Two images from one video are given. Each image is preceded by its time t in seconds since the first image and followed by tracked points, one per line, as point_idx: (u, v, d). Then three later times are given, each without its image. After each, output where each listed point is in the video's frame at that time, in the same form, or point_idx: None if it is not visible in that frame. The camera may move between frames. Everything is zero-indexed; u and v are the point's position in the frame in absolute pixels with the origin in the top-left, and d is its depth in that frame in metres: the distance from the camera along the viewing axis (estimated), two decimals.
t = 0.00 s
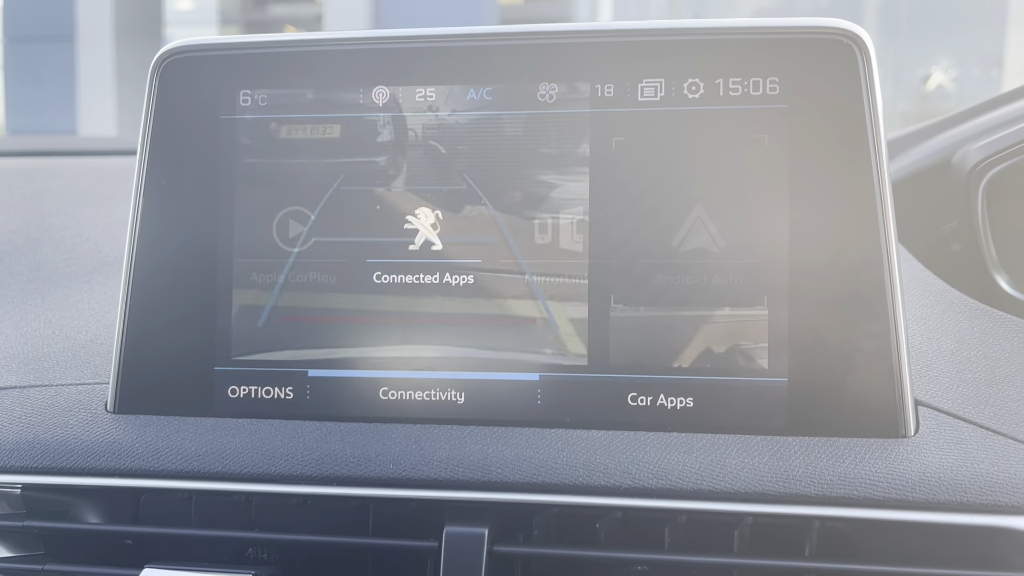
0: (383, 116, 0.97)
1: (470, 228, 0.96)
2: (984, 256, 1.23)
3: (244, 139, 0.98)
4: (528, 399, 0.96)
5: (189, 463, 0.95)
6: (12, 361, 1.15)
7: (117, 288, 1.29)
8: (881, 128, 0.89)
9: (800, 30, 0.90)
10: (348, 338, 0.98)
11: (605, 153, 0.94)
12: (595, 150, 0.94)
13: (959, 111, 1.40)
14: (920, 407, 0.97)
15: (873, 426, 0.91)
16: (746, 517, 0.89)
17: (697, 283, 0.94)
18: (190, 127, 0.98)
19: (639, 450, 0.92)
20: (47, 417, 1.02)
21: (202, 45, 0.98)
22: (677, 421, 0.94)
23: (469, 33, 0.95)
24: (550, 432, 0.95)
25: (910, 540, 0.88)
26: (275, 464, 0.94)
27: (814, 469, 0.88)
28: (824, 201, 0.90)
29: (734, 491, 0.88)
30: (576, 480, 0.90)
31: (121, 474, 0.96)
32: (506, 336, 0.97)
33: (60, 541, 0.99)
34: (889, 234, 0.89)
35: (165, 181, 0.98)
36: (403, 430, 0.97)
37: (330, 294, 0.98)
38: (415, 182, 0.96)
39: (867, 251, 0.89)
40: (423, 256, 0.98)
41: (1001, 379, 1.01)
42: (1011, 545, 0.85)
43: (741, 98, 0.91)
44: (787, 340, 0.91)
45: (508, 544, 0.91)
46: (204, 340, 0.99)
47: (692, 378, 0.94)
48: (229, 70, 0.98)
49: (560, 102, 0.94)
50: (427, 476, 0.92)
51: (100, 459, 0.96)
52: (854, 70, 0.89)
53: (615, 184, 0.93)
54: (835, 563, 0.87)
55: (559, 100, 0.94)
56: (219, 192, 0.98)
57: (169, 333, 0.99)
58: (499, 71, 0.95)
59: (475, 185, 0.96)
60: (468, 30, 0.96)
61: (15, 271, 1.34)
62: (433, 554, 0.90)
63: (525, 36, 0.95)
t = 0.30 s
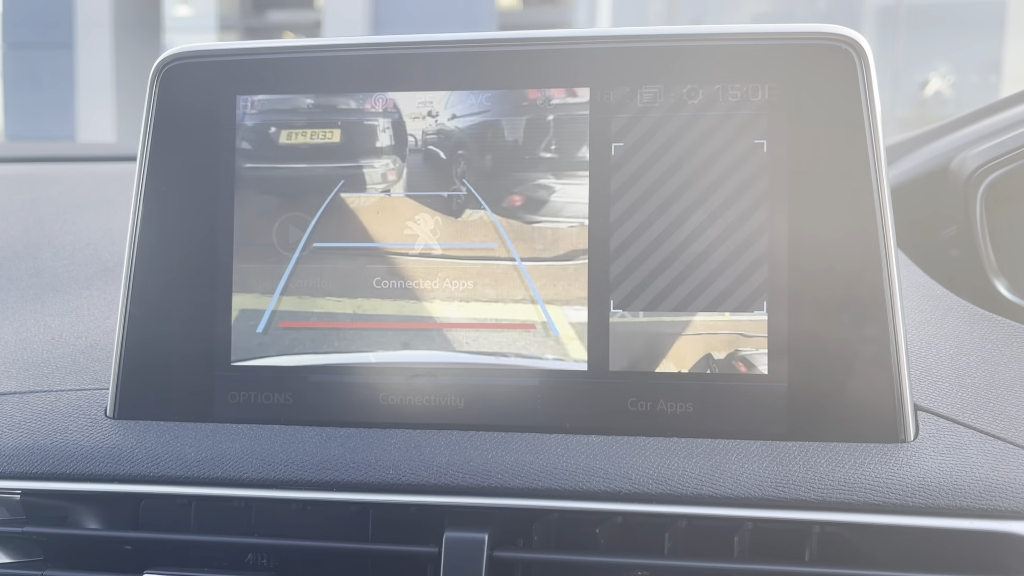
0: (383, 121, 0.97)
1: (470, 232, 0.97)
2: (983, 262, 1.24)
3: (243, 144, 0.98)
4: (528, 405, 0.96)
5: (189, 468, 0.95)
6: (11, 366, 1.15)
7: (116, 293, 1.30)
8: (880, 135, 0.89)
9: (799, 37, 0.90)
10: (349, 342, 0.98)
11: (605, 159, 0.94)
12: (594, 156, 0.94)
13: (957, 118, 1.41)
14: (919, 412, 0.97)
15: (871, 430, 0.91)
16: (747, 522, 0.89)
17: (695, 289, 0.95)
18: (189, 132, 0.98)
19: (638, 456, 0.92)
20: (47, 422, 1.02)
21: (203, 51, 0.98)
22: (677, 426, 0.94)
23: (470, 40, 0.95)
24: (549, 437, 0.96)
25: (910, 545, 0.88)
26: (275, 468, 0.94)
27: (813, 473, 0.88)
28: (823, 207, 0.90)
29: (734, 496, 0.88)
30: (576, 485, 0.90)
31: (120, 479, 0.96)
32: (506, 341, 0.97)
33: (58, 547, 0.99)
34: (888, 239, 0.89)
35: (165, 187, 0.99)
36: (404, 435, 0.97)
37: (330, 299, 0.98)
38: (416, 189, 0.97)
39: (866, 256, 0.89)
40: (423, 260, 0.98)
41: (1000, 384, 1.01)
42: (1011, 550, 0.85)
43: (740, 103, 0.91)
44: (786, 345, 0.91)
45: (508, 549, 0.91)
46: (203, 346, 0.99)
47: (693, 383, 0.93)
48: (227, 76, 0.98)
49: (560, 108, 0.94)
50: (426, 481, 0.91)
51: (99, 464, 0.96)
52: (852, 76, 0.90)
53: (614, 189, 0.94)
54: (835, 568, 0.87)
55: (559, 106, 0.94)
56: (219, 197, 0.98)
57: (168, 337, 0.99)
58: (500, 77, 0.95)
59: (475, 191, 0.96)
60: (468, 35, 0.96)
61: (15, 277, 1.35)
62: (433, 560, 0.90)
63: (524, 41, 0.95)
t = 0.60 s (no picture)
0: (383, 127, 0.98)
1: (470, 239, 0.98)
2: (980, 268, 1.24)
3: (244, 151, 0.98)
4: (527, 410, 0.96)
5: (189, 474, 0.95)
6: (11, 372, 1.15)
7: (115, 298, 1.30)
8: (877, 141, 0.89)
9: (797, 44, 0.90)
10: (348, 349, 0.98)
11: (605, 166, 0.94)
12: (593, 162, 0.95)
13: (955, 124, 1.41)
14: (918, 418, 0.97)
15: (871, 436, 0.91)
16: (746, 528, 0.89)
17: (693, 295, 0.95)
18: (190, 139, 0.98)
19: (638, 461, 0.92)
20: (47, 429, 1.02)
21: (202, 58, 0.98)
22: (678, 432, 0.93)
23: (471, 46, 0.95)
24: (549, 443, 0.96)
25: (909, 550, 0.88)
26: (275, 474, 0.94)
27: (812, 479, 0.89)
28: (822, 213, 0.90)
29: (733, 502, 0.88)
30: (576, 491, 0.90)
31: (120, 485, 0.96)
32: (506, 346, 0.97)
33: (58, 553, 0.99)
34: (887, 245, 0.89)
35: (165, 194, 0.99)
36: (403, 441, 0.97)
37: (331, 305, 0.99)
38: (415, 195, 0.98)
39: (865, 261, 0.89)
40: (423, 267, 0.99)
41: (999, 390, 1.02)
42: (1010, 556, 0.85)
43: (739, 110, 0.91)
44: (785, 350, 0.90)
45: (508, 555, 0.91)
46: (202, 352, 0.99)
47: (693, 388, 0.93)
48: (227, 83, 0.98)
49: (560, 114, 0.94)
50: (427, 487, 0.92)
51: (99, 470, 0.96)
52: (850, 82, 0.89)
53: (614, 196, 0.94)
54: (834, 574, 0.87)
55: (559, 111, 0.94)
56: (219, 203, 0.98)
57: (167, 343, 0.99)
58: (499, 84, 0.95)
59: (475, 197, 0.97)
60: (469, 42, 0.95)
61: (15, 283, 1.35)
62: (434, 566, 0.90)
63: (524, 48, 0.94)
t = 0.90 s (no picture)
0: (384, 133, 0.98)
1: (471, 244, 0.98)
2: (980, 273, 1.24)
3: (244, 157, 0.98)
4: (528, 416, 0.96)
5: (189, 480, 0.95)
6: (11, 378, 1.15)
7: (116, 305, 1.30)
8: (876, 148, 0.89)
9: (797, 51, 0.90)
10: (348, 355, 0.98)
11: (605, 173, 0.95)
12: (593, 169, 0.95)
13: (955, 130, 1.41)
14: (918, 424, 0.97)
15: (871, 442, 0.91)
16: (746, 533, 0.89)
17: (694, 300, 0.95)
18: (191, 146, 0.98)
19: (638, 467, 0.92)
20: (47, 434, 1.02)
21: (204, 65, 0.98)
22: (678, 437, 0.94)
23: (471, 53, 0.95)
24: (549, 448, 0.96)
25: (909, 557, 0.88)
26: (275, 480, 0.94)
27: (813, 485, 0.89)
28: (821, 219, 0.90)
29: (733, 507, 0.88)
30: (576, 496, 0.90)
31: (121, 491, 0.96)
32: (506, 352, 0.97)
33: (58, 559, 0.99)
34: (886, 251, 0.89)
35: (166, 199, 0.99)
36: (403, 447, 0.97)
37: (331, 311, 1.00)
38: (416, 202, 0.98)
39: (865, 267, 0.89)
40: (423, 273, 0.99)
41: (998, 395, 1.02)
42: (1009, 562, 0.85)
43: (739, 116, 0.92)
44: (785, 356, 0.91)
45: (508, 561, 0.92)
46: (203, 358, 0.99)
47: (694, 394, 0.93)
48: (229, 89, 0.98)
49: (559, 122, 0.95)
50: (427, 493, 0.92)
51: (99, 476, 0.96)
52: (850, 88, 0.90)
53: (614, 202, 0.94)
54: None
55: (559, 118, 0.95)
56: (221, 210, 0.98)
57: (168, 348, 0.99)
58: (499, 90, 0.96)
59: (475, 203, 0.97)
60: (470, 50, 0.95)
61: (15, 288, 1.35)
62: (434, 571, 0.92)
63: (524, 55, 0.95)
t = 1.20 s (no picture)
0: (384, 138, 0.98)
1: (470, 248, 0.98)
2: (979, 277, 1.25)
3: (244, 161, 0.98)
4: (528, 420, 0.96)
5: (189, 484, 0.95)
6: (11, 382, 1.15)
7: (117, 309, 1.30)
8: (876, 153, 0.89)
9: (797, 55, 0.90)
10: (348, 359, 0.99)
11: (605, 177, 0.95)
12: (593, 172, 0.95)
13: (955, 134, 1.41)
14: (918, 428, 0.97)
15: (871, 446, 0.91)
16: (746, 538, 0.89)
17: (693, 304, 0.96)
18: (192, 150, 0.99)
19: (638, 471, 0.92)
20: (47, 439, 1.02)
21: (205, 69, 0.98)
22: (678, 441, 0.94)
23: (471, 58, 0.95)
24: (550, 452, 0.96)
25: (910, 561, 0.88)
26: (275, 485, 0.93)
27: (813, 489, 0.88)
28: (820, 224, 0.90)
29: (735, 512, 0.88)
30: (576, 501, 0.90)
31: (121, 495, 0.96)
32: (506, 356, 0.97)
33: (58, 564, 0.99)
34: (886, 255, 0.89)
35: (167, 203, 0.99)
36: (403, 451, 0.97)
37: (331, 314, 1.00)
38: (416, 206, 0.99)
39: (865, 271, 0.89)
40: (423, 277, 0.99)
41: (998, 400, 1.02)
42: (1010, 567, 0.85)
43: (739, 120, 0.92)
44: (785, 360, 0.91)
45: (508, 565, 0.92)
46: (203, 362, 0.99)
47: (694, 398, 0.93)
48: (229, 94, 0.98)
49: (559, 126, 0.95)
50: (427, 497, 0.91)
51: (99, 480, 0.96)
52: (850, 93, 0.90)
53: (614, 206, 0.95)
54: None
55: (559, 122, 0.95)
56: (221, 213, 0.99)
57: (168, 352, 0.99)
58: (500, 95, 0.96)
59: (475, 207, 0.98)
60: (470, 54, 0.95)
61: (16, 292, 1.35)
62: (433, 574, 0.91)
63: (525, 59, 0.95)
